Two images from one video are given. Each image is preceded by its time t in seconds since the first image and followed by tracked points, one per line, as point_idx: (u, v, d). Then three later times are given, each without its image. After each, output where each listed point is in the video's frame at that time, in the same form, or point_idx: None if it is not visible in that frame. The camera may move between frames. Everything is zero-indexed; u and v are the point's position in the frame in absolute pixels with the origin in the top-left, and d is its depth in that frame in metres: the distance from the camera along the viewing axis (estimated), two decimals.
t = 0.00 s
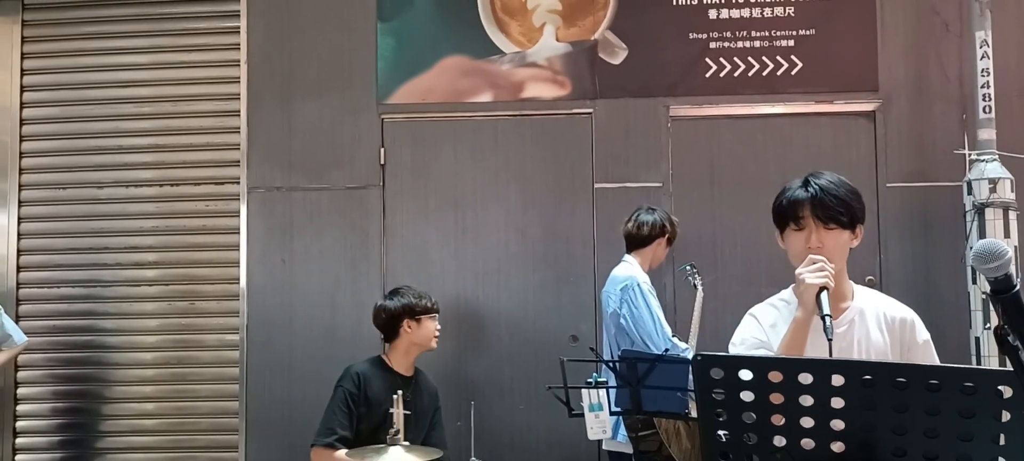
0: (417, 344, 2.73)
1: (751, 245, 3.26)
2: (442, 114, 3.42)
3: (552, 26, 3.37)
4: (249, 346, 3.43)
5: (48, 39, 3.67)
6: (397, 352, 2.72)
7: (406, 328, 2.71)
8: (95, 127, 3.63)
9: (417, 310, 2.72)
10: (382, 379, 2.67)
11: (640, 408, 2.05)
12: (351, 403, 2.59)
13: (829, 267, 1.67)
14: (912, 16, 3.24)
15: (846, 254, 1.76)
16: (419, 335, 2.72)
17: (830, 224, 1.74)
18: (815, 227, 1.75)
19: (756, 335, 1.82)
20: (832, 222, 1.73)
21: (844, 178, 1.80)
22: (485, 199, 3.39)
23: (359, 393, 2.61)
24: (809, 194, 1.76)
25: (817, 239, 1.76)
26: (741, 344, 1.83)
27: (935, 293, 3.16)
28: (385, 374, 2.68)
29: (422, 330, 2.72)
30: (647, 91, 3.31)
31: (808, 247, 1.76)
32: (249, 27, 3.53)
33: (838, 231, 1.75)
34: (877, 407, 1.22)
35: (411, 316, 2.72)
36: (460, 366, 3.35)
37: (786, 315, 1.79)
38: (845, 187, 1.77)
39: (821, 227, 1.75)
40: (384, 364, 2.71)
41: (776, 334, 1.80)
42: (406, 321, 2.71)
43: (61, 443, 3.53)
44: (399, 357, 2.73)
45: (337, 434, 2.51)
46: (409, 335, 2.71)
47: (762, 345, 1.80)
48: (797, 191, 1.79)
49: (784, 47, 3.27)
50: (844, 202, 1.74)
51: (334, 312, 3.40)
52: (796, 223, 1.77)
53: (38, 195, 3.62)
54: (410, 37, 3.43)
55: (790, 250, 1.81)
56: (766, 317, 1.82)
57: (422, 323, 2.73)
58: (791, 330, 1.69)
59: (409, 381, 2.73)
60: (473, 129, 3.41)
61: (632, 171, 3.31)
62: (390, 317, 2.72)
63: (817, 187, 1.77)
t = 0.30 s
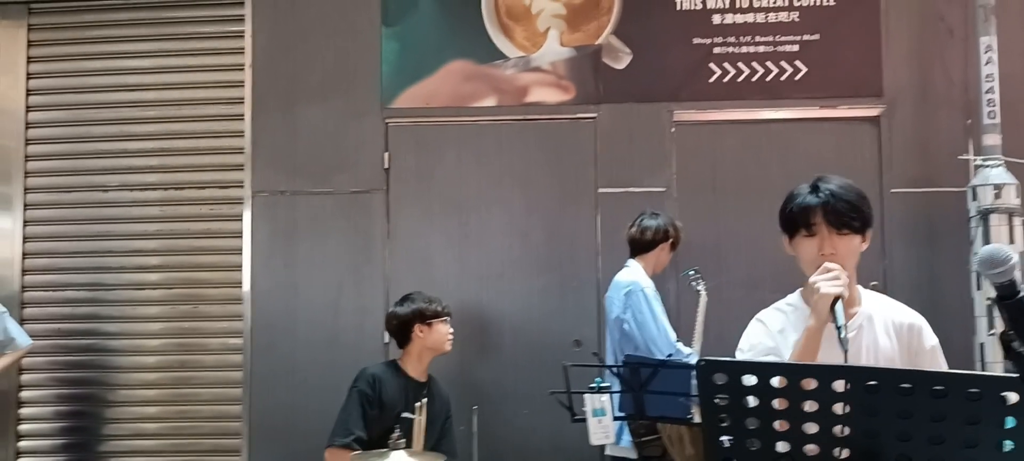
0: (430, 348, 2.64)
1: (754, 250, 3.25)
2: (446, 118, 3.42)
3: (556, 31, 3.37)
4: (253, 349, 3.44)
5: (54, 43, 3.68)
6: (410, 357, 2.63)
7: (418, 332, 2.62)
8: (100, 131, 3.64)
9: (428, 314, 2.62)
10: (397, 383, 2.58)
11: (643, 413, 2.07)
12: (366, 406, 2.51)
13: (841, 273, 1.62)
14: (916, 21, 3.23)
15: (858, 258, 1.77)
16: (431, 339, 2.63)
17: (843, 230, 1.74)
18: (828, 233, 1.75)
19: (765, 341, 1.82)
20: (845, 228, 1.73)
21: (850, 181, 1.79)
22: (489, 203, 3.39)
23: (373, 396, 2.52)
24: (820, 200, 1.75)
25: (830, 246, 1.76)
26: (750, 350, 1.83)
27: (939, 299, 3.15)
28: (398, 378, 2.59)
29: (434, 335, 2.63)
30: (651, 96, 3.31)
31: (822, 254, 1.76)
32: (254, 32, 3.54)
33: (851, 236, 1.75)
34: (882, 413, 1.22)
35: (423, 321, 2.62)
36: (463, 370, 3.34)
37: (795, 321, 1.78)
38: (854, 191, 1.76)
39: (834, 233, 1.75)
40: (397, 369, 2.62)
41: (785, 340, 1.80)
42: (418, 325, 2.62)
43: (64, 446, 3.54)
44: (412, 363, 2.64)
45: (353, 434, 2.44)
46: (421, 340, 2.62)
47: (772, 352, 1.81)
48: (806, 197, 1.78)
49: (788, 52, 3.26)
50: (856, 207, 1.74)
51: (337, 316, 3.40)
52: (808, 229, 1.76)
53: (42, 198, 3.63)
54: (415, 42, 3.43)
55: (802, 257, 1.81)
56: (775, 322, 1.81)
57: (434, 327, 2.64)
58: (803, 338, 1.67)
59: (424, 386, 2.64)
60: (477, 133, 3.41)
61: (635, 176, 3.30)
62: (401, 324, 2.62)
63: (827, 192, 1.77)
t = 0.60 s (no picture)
0: (395, 356, 2.55)
1: (716, 257, 3.28)
2: (411, 122, 3.40)
3: (521, 36, 3.38)
4: (213, 354, 3.39)
5: (13, 41, 3.61)
6: (374, 363, 2.55)
7: (383, 338, 2.53)
8: (58, 131, 3.56)
9: (396, 322, 2.54)
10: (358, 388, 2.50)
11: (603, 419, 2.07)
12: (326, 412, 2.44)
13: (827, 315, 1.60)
14: (875, 31, 3.28)
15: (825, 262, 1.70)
16: (397, 347, 2.54)
17: (812, 232, 1.67)
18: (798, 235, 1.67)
19: (732, 353, 1.69)
20: (814, 229, 1.66)
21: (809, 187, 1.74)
22: (454, 207, 3.38)
23: (333, 401, 2.46)
24: (787, 203, 1.68)
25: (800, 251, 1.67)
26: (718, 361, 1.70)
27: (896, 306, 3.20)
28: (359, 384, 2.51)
29: (401, 342, 2.54)
30: (615, 103, 3.33)
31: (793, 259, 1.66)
32: (218, 32, 3.50)
33: (819, 238, 1.67)
34: (828, 418, 1.24)
35: (390, 328, 2.53)
36: (427, 375, 3.32)
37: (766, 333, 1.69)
38: (817, 193, 1.71)
39: (803, 236, 1.67)
40: (358, 373, 2.54)
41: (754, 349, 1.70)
42: (384, 331, 2.53)
43: (19, 453, 3.46)
44: (375, 368, 2.55)
45: (311, 440, 2.39)
46: (386, 346, 2.53)
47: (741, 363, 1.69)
48: (771, 202, 1.71)
49: (750, 60, 3.29)
50: (822, 208, 1.68)
51: (300, 320, 3.37)
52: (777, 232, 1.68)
53: None
54: (380, 45, 3.42)
55: (772, 263, 1.70)
56: (744, 333, 1.70)
57: (401, 335, 2.55)
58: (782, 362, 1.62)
59: (386, 393, 2.56)
60: (442, 137, 3.40)
61: (599, 181, 3.31)
62: (368, 328, 2.54)
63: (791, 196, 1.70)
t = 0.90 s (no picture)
0: (284, 363, 2.48)
1: (613, 264, 3.34)
2: (308, 125, 3.33)
3: (422, 42, 3.37)
4: (94, 365, 3.21)
5: None
6: (262, 371, 2.47)
7: (271, 346, 2.46)
8: None
9: (286, 329, 2.47)
10: (244, 398, 2.42)
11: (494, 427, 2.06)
12: (211, 423, 2.36)
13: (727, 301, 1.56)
14: (764, 48, 3.41)
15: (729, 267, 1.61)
16: (286, 354, 2.48)
17: (715, 239, 1.57)
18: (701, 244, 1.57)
19: (641, 358, 1.62)
20: (718, 236, 1.56)
21: (713, 190, 1.63)
22: (352, 213, 3.33)
23: (218, 412, 2.36)
24: (690, 211, 1.57)
25: (704, 258, 1.58)
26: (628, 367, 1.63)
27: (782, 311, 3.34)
28: (246, 394, 2.43)
29: (290, 350, 2.48)
30: (516, 111, 3.35)
31: (697, 267, 1.57)
32: (104, 27, 3.34)
33: (723, 245, 1.58)
34: (699, 420, 1.27)
35: (279, 335, 2.47)
36: (322, 383, 3.25)
37: (674, 335, 1.62)
38: (720, 198, 1.60)
39: (706, 243, 1.57)
40: (245, 382, 2.46)
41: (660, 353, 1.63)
42: (272, 339, 2.46)
43: None
44: (262, 376, 2.47)
45: (195, 454, 2.31)
46: (273, 354, 2.46)
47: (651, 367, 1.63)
48: (673, 208, 1.60)
49: (647, 73, 3.37)
50: (725, 214, 1.57)
51: (189, 327, 3.24)
52: (680, 241, 1.57)
53: None
54: (277, 46, 3.33)
55: (676, 272, 1.60)
56: (652, 336, 1.63)
57: (291, 342, 2.49)
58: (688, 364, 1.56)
59: (274, 402, 2.49)
60: (341, 141, 3.35)
61: (500, 188, 3.33)
62: (256, 335, 2.46)
63: (694, 202, 1.59)
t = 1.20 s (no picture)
0: (147, 374, 2.36)
1: (498, 271, 3.34)
2: (183, 125, 3.19)
3: (306, 43, 3.29)
4: None
5: None
6: (122, 382, 2.34)
7: (135, 356, 2.34)
8: None
9: (150, 338, 2.36)
10: (103, 412, 2.31)
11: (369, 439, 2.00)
12: (65, 438, 2.25)
13: (605, 291, 1.51)
14: (646, 62, 3.51)
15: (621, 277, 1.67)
16: (150, 365, 2.36)
17: (605, 248, 1.64)
18: (591, 252, 1.63)
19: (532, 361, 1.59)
20: (607, 246, 1.62)
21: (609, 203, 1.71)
22: (230, 217, 3.21)
23: (72, 427, 2.26)
24: (581, 219, 1.64)
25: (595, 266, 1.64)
26: (519, 371, 1.60)
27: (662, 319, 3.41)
28: (104, 408, 2.31)
29: (153, 360, 2.36)
30: (402, 116, 3.32)
31: (586, 274, 1.64)
32: None
33: (613, 254, 1.64)
34: (553, 428, 1.28)
35: (142, 344, 2.35)
36: (195, 394, 3.12)
37: (566, 338, 1.59)
38: (611, 209, 1.67)
39: (597, 252, 1.64)
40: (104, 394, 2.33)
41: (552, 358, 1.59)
42: (135, 348, 2.34)
43: None
44: (123, 387, 2.35)
45: None
46: (135, 364, 2.34)
47: (541, 371, 1.59)
48: (567, 218, 1.67)
49: (532, 82, 3.41)
50: (615, 225, 1.64)
51: (47, 337, 3.04)
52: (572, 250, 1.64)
53: None
54: (150, 42, 3.18)
55: (569, 280, 1.67)
56: (544, 340, 1.61)
57: (155, 352, 2.37)
58: (569, 363, 1.51)
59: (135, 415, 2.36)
60: (219, 143, 3.23)
61: (385, 194, 3.29)
62: (117, 345, 2.34)
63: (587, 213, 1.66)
